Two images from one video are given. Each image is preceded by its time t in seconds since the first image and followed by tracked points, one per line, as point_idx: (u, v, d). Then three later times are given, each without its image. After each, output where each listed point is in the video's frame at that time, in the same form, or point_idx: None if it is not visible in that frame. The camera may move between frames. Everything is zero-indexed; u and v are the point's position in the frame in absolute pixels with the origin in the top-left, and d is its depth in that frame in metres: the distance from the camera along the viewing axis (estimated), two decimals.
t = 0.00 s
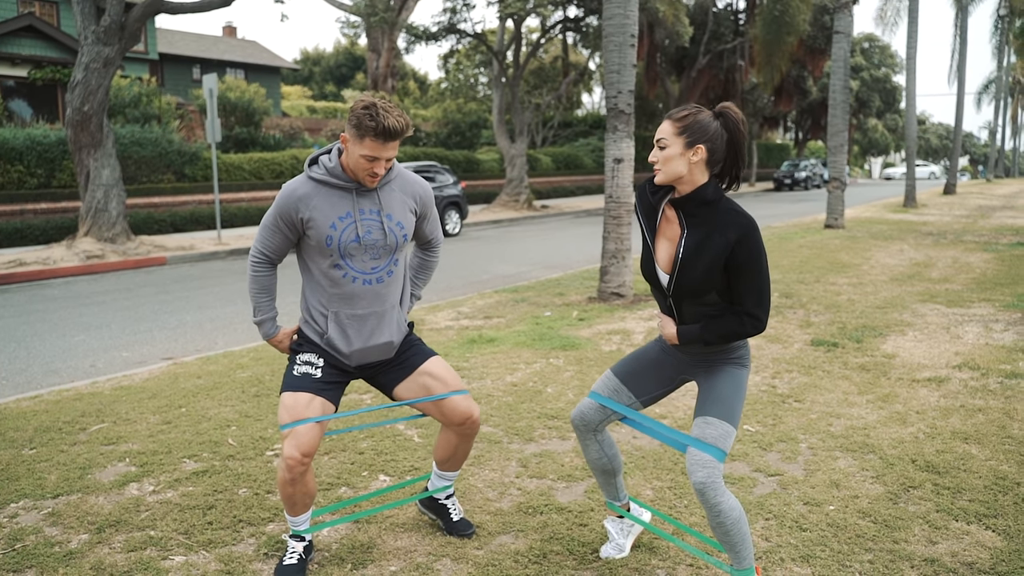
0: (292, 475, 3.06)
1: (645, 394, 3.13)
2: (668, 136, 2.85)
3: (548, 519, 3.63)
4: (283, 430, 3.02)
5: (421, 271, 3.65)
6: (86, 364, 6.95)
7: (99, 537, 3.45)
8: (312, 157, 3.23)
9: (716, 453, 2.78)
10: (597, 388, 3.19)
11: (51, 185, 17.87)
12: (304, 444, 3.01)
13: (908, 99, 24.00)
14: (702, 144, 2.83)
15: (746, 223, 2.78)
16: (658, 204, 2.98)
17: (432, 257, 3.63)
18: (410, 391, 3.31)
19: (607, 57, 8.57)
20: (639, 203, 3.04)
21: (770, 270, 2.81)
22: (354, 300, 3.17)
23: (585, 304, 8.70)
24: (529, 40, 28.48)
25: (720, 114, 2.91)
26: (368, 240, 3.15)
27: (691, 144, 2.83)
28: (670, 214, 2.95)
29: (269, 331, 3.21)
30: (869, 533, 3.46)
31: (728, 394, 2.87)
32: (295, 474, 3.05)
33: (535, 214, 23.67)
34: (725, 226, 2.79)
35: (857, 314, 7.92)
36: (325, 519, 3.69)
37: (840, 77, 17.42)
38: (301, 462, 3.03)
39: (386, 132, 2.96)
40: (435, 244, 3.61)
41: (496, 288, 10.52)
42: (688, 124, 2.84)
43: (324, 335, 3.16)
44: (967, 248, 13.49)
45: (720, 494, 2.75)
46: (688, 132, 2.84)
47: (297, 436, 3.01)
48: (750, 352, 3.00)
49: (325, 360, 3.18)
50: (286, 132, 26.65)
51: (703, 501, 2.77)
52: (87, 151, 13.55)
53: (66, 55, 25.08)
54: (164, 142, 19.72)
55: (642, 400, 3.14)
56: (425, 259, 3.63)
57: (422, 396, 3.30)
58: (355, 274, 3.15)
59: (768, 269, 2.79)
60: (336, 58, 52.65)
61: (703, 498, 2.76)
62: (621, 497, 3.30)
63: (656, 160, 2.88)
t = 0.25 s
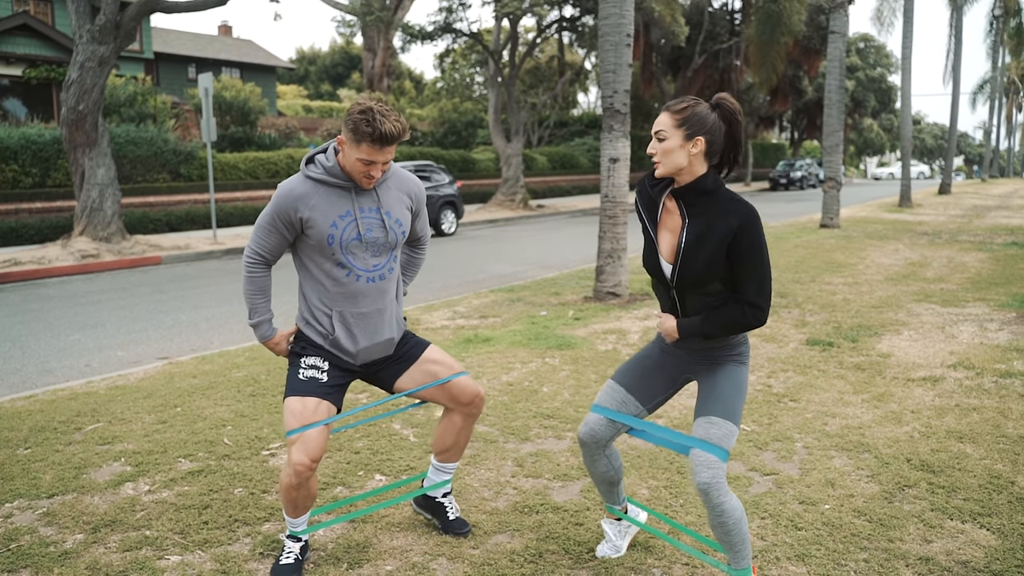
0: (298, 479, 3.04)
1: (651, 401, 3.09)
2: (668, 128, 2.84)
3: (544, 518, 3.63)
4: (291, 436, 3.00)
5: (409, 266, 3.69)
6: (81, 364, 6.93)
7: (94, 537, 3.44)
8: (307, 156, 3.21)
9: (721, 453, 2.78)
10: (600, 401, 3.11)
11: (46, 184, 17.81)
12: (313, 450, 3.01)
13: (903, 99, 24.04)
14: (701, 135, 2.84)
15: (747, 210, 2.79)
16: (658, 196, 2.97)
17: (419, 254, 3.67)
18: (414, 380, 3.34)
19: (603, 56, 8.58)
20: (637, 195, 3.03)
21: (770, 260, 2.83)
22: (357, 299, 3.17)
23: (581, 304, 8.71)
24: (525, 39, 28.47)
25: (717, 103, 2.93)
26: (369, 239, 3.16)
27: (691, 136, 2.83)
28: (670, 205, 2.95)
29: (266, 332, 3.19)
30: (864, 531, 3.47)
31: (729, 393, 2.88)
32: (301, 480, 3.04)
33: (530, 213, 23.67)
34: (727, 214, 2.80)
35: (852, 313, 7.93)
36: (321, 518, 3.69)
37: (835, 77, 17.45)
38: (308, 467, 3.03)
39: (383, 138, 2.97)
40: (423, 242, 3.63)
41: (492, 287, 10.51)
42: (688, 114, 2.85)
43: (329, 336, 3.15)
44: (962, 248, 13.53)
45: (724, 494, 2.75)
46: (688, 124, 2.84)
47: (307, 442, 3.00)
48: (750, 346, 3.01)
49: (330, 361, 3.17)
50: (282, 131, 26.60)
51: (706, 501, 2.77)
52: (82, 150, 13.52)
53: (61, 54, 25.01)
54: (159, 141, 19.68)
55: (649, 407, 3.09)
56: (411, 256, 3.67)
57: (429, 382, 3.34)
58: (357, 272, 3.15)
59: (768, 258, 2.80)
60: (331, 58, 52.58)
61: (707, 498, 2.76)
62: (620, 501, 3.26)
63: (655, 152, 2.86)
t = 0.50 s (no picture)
0: (296, 477, 3.06)
1: (665, 409, 3.03)
2: (690, 121, 2.82)
3: (541, 518, 3.63)
4: (289, 434, 3.01)
5: (405, 266, 3.68)
6: (78, 363, 6.92)
7: (91, 536, 3.44)
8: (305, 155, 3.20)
9: (723, 454, 2.79)
10: (619, 424, 2.99)
11: (43, 183, 17.78)
12: (311, 446, 3.01)
13: (900, 99, 24.08)
14: (718, 129, 2.87)
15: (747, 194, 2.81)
16: (660, 186, 2.97)
17: (415, 254, 3.66)
18: (408, 382, 3.33)
19: (600, 56, 8.58)
20: (640, 186, 3.02)
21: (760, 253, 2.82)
22: (353, 298, 3.17)
23: (578, 303, 8.71)
24: (522, 39, 28.46)
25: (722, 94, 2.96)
26: (367, 238, 3.16)
27: (712, 128, 2.84)
28: (673, 195, 2.95)
29: (263, 331, 3.19)
30: (861, 531, 3.48)
31: (729, 392, 2.87)
32: (299, 477, 3.05)
33: (527, 213, 23.67)
34: (726, 199, 2.81)
35: (848, 313, 7.95)
36: (317, 518, 3.69)
37: (832, 77, 17.48)
38: (307, 464, 3.03)
39: (383, 136, 2.96)
40: (418, 242, 3.64)
41: (489, 287, 10.51)
42: (707, 107, 2.84)
43: (325, 334, 3.15)
44: (958, 248, 13.55)
45: (727, 495, 2.76)
46: (708, 117, 2.83)
47: (304, 439, 3.00)
48: (746, 345, 3.00)
49: (326, 360, 3.17)
50: (279, 131, 26.56)
51: (708, 501, 2.78)
52: (78, 149, 13.50)
53: (57, 53, 24.95)
54: (156, 140, 19.64)
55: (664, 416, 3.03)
56: (407, 255, 3.67)
57: (422, 385, 3.33)
58: (354, 271, 3.15)
59: (758, 248, 2.79)
60: (328, 57, 52.53)
61: (710, 499, 2.77)
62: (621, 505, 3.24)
63: (674, 144, 2.85)
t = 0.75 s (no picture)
0: (289, 470, 3.06)
1: (665, 407, 3.03)
2: (687, 121, 2.83)
3: (538, 516, 3.63)
4: (282, 427, 3.02)
5: (410, 266, 3.66)
6: (75, 361, 6.91)
7: (88, 534, 3.44)
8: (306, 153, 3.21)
9: (720, 453, 2.80)
10: (621, 428, 3.00)
11: (40, 181, 17.75)
12: (302, 440, 3.01)
13: (898, 98, 24.10)
14: (717, 130, 2.87)
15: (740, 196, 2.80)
16: (659, 186, 2.97)
17: (421, 253, 3.65)
18: (399, 389, 3.29)
19: (598, 54, 8.58)
20: (641, 186, 3.03)
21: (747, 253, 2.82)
22: (349, 295, 3.17)
23: (576, 302, 8.71)
24: (520, 37, 28.43)
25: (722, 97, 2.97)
26: (364, 237, 3.15)
27: (709, 130, 2.84)
28: (671, 196, 2.94)
29: (261, 326, 3.20)
30: (858, 529, 3.48)
31: (726, 391, 2.88)
32: (292, 470, 3.05)
33: (525, 211, 23.66)
34: (719, 200, 2.81)
35: (846, 312, 7.95)
36: (315, 516, 3.68)
37: (830, 76, 17.49)
38: (299, 457, 3.03)
39: (380, 132, 2.96)
40: (424, 239, 3.63)
41: (487, 286, 10.51)
42: (705, 109, 2.84)
43: (318, 330, 3.15)
44: (956, 247, 13.57)
45: (725, 493, 2.77)
46: (705, 118, 2.84)
47: (296, 432, 3.00)
48: (744, 345, 2.99)
49: (320, 355, 3.17)
50: (276, 129, 26.53)
51: (705, 499, 2.79)
52: (76, 147, 13.48)
53: (54, 51, 24.90)
54: (153, 138, 19.61)
55: (664, 413, 3.04)
56: (414, 253, 3.65)
57: (409, 395, 3.28)
58: (350, 270, 3.15)
59: (746, 248, 2.79)
60: (326, 55, 52.48)
61: (708, 497, 2.78)
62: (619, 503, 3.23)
63: (671, 144, 2.85)
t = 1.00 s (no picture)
0: (284, 467, 3.05)
1: (647, 395, 3.10)
2: (659, 125, 2.86)
3: (536, 514, 3.64)
4: (276, 423, 3.03)
5: (414, 268, 3.65)
6: (72, 360, 6.90)
7: (86, 533, 3.43)
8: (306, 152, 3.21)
9: (703, 452, 2.80)
10: (597, 393, 3.13)
11: (37, 179, 17.72)
12: (298, 437, 3.02)
13: (895, 97, 24.13)
14: (691, 135, 2.84)
15: (728, 207, 2.80)
16: (648, 194, 2.97)
17: (427, 253, 3.64)
18: (387, 397, 3.28)
19: (596, 53, 8.58)
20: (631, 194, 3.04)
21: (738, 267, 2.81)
22: (347, 295, 3.16)
23: (573, 301, 8.71)
24: (518, 35, 28.41)
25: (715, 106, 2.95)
26: (361, 238, 3.15)
27: (680, 134, 2.84)
28: (659, 204, 2.94)
29: (260, 325, 3.21)
30: (855, 528, 3.49)
31: (717, 392, 2.86)
32: (287, 467, 3.05)
33: (523, 210, 23.66)
34: (706, 213, 2.80)
35: (843, 311, 7.96)
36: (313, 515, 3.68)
37: (827, 75, 17.51)
38: (294, 454, 3.04)
39: (377, 130, 2.96)
40: (429, 240, 3.62)
41: (484, 284, 10.51)
42: (680, 113, 2.85)
43: (315, 329, 3.15)
44: (953, 245, 13.59)
45: (705, 492, 2.79)
46: (678, 122, 2.84)
47: (291, 430, 3.01)
48: (744, 346, 2.98)
49: (316, 354, 3.16)
50: (274, 127, 26.50)
51: (687, 497, 2.81)
52: (73, 145, 13.46)
53: (51, 48, 24.85)
54: (151, 136, 19.58)
55: (644, 401, 3.11)
56: (418, 254, 3.64)
57: (394, 405, 3.26)
58: (347, 270, 3.14)
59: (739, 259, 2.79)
60: (323, 53, 52.46)
61: (688, 495, 2.80)
62: (612, 496, 3.27)
63: (646, 147, 2.88)
